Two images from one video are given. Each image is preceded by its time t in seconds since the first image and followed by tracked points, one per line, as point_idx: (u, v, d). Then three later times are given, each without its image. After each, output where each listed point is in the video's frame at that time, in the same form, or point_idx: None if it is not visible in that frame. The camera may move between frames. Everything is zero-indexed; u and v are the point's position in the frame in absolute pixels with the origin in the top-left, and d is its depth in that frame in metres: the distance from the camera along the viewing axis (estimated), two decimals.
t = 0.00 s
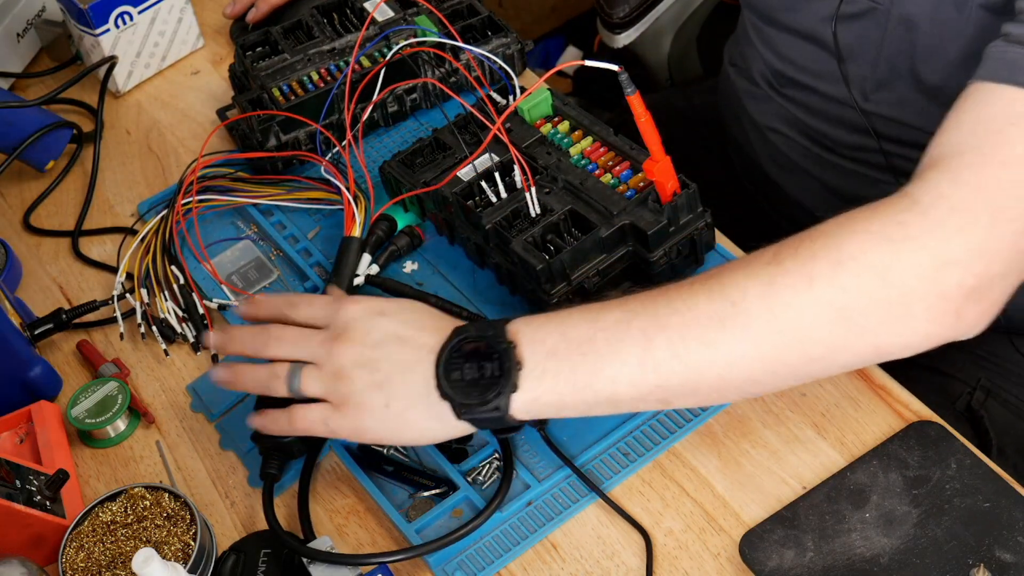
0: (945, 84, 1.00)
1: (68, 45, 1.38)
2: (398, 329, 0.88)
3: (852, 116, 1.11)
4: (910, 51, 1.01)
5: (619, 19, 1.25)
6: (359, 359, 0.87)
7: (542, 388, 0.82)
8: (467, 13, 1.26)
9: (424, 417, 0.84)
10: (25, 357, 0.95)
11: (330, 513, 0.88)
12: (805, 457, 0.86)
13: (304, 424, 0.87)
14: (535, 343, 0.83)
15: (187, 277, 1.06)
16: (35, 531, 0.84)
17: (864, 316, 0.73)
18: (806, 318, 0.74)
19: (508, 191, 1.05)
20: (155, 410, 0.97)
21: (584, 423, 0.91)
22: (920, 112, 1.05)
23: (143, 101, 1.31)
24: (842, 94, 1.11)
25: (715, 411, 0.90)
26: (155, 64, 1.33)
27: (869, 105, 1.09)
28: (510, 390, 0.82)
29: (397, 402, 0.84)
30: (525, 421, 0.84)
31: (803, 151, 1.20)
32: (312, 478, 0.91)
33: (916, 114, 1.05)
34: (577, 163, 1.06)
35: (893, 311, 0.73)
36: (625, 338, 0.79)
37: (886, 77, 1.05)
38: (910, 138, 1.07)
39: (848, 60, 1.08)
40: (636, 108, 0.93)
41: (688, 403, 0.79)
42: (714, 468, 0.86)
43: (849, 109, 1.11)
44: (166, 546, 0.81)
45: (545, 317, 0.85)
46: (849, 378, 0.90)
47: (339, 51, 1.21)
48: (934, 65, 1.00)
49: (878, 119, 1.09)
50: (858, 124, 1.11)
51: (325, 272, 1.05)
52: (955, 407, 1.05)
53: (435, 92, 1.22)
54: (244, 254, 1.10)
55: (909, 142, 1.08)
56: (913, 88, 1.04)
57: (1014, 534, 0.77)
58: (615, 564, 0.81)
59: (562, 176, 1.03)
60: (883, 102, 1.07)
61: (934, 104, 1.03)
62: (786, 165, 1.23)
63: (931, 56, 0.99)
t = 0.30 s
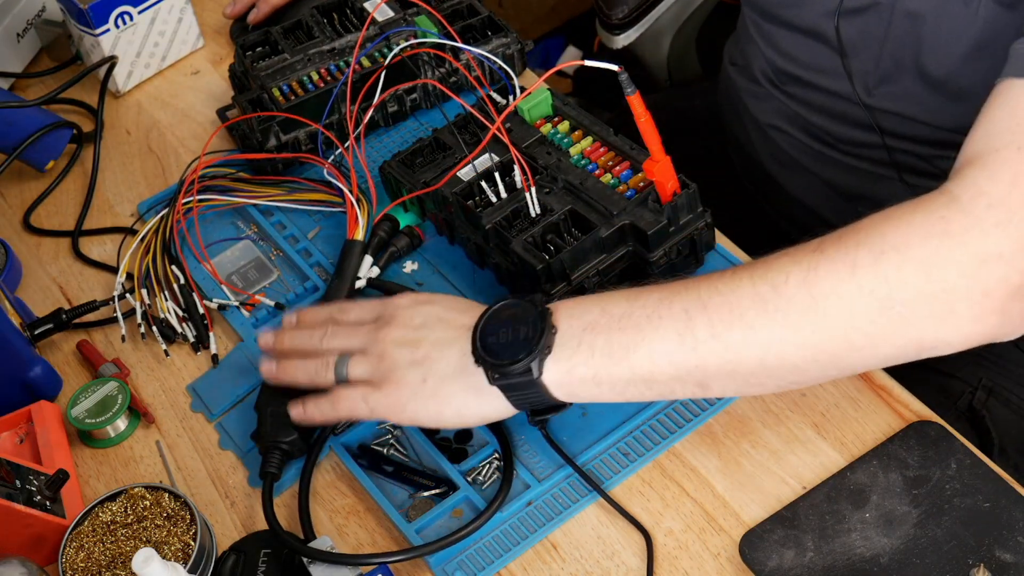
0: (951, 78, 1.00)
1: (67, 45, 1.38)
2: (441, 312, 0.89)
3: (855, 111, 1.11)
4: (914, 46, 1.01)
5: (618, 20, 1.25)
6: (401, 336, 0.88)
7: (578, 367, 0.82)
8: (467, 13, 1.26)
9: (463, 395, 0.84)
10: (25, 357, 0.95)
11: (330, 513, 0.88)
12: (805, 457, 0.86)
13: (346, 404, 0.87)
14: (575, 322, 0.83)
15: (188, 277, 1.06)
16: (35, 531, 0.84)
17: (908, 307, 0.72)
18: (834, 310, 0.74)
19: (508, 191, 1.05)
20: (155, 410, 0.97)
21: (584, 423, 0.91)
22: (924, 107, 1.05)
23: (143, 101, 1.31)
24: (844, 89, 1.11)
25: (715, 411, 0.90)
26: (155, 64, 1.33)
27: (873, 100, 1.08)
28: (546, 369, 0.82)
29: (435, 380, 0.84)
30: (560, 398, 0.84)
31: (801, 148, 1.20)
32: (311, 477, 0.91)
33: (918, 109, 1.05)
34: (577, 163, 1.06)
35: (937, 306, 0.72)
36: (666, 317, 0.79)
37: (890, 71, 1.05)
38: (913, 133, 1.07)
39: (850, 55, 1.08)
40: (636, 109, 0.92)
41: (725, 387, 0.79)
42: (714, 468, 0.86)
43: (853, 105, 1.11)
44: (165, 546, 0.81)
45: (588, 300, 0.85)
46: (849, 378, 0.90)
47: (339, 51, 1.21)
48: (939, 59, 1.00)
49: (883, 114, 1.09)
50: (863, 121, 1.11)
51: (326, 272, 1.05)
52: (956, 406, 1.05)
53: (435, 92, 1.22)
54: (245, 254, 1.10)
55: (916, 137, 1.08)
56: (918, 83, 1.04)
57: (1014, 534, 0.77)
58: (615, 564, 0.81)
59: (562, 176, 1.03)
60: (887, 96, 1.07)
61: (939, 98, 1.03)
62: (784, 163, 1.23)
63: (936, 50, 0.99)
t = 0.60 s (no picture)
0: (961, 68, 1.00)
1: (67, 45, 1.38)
2: (479, 270, 0.85)
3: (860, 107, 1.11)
4: (922, 37, 1.02)
5: (618, 20, 1.25)
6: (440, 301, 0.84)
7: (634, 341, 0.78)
8: (467, 14, 1.25)
9: (502, 362, 0.80)
10: (25, 357, 0.95)
11: (330, 513, 0.88)
12: (805, 457, 0.86)
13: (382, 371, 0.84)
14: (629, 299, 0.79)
15: (188, 277, 1.06)
16: (35, 531, 0.84)
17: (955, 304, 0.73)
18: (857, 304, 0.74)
19: (508, 191, 1.05)
20: (155, 410, 0.97)
21: (584, 423, 0.91)
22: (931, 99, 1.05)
23: (143, 101, 1.31)
24: (850, 83, 1.11)
25: (715, 411, 0.90)
26: (155, 64, 1.33)
27: (880, 94, 1.08)
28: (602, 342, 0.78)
29: (478, 346, 0.81)
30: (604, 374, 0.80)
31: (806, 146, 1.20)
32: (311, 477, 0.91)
33: (929, 100, 1.05)
34: (578, 163, 1.06)
35: (986, 302, 0.74)
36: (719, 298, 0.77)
37: (896, 63, 1.05)
38: (921, 128, 1.07)
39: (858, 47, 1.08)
40: (636, 108, 0.92)
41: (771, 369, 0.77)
42: (714, 468, 0.86)
43: (860, 102, 1.11)
44: (166, 545, 0.81)
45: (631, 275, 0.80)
46: (849, 378, 0.90)
47: (339, 51, 1.21)
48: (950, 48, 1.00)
49: (890, 110, 1.09)
50: (868, 117, 1.11)
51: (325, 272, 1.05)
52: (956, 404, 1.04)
53: (435, 92, 1.22)
54: (245, 253, 1.10)
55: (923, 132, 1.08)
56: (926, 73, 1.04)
57: (1014, 534, 0.77)
58: (615, 564, 0.81)
59: (562, 176, 1.03)
60: (893, 89, 1.07)
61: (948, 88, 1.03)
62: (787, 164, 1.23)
63: (947, 40, 1.00)
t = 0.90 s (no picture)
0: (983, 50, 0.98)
1: (67, 45, 1.38)
2: (669, 130, 0.93)
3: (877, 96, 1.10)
4: (944, 19, 1.00)
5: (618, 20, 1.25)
6: (617, 143, 0.94)
7: (823, 211, 0.86)
8: (467, 13, 1.25)
9: (721, 161, 0.90)
10: (25, 357, 0.95)
11: (330, 513, 0.89)
12: (805, 457, 0.86)
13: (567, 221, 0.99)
14: (815, 176, 0.87)
15: (188, 277, 1.06)
16: (35, 530, 0.84)
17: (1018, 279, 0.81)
18: (962, 247, 0.82)
19: (508, 191, 1.05)
20: (155, 410, 0.97)
21: (584, 423, 0.91)
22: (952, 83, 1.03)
23: (143, 101, 1.31)
24: (866, 70, 1.09)
25: (715, 411, 0.90)
26: (155, 64, 1.33)
27: (896, 80, 1.07)
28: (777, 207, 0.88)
29: (699, 164, 0.90)
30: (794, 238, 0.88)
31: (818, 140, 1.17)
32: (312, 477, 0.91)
33: (960, 87, 1.02)
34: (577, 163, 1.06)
35: None
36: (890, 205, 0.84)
37: (916, 47, 1.04)
38: (944, 115, 1.05)
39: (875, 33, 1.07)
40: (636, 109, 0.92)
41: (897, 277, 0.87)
42: (714, 468, 0.86)
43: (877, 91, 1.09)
44: (166, 545, 0.81)
45: (848, 165, 0.88)
46: (849, 379, 0.90)
47: (339, 51, 1.21)
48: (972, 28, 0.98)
49: (908, 97, 1.07)
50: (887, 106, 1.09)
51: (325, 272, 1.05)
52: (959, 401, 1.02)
53: (435, 92, 1.22)
54: (245, 253, 1.10)
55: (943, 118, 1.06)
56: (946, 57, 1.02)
57: (1014, 534, 0.77)
58: (615, 564, 0.81)
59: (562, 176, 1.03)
60: (910, 75, 1.06)
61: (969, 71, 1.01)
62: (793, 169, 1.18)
63: (969, 21, 0.98)
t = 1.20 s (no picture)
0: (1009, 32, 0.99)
1: (67, 45, 1.38)
2: None
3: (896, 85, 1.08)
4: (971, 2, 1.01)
5: (620, 20, 1.25)
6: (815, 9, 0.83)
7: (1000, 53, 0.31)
8: (467, 13, 1.25)
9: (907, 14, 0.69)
10: (25, 357, 0.95)
11: (330, 513, 0.89)
12: (805, 457, 0.86)
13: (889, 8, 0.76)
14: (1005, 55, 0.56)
15: (188, 277, 1.06)
16: (35, 530, 0.84)
17: None
18: None
19: (508, 191, 1.05)
20: (155, 410, 0.97)
21: (584, 423, 0.91)
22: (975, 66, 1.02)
23: (143, 101, 1.31)
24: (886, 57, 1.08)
25: (715, 411, 0.90)
26: (155, 64, 1.33)
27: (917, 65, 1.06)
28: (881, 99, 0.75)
29: None
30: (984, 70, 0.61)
31: (834, 128, 1.03)
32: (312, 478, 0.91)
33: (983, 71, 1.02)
34: (577, 163, 1.06)
35: None
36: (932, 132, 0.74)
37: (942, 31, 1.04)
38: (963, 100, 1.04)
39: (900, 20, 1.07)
40: (636, 108, 0.92)
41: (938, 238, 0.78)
42: (714, 468, 0.86)
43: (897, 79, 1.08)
44: (165, 546, 0.81)
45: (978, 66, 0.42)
46: (849, 379, 0.90)
47: (339, 51, 1.21)
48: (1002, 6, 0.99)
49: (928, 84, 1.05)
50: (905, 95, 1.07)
51: (325, 272, 1.05)
52: (960, 403, 1.03)
53: (435, 92, 1.22)
54: (244, 253, 1.10)
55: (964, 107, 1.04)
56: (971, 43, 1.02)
57: (1014, 534, 0.77)
58: (615, 564, 0.81)
59: (562, 176, 1.03)
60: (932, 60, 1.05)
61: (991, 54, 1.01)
62: (794, 166, 1.11)
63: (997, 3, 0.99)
